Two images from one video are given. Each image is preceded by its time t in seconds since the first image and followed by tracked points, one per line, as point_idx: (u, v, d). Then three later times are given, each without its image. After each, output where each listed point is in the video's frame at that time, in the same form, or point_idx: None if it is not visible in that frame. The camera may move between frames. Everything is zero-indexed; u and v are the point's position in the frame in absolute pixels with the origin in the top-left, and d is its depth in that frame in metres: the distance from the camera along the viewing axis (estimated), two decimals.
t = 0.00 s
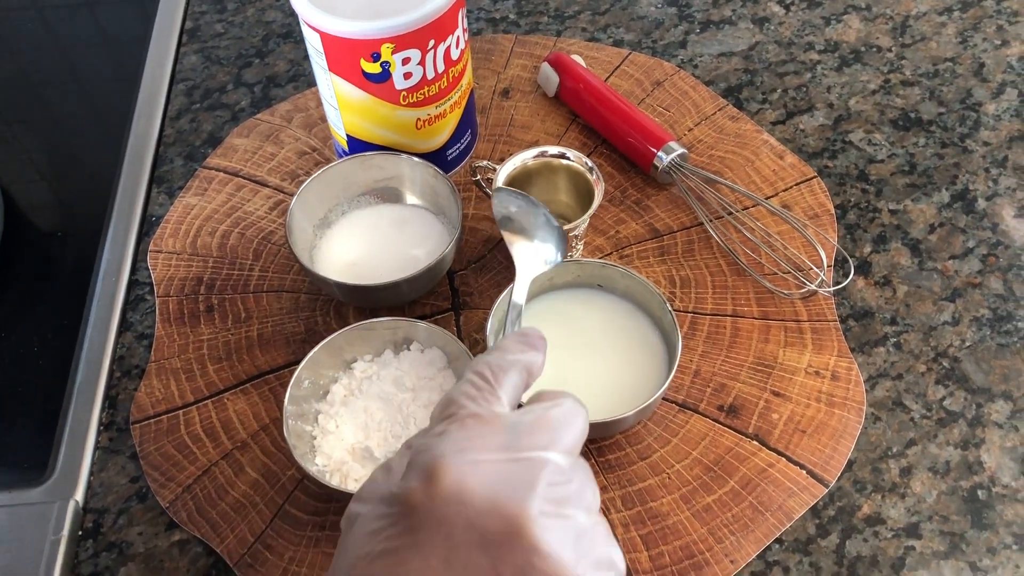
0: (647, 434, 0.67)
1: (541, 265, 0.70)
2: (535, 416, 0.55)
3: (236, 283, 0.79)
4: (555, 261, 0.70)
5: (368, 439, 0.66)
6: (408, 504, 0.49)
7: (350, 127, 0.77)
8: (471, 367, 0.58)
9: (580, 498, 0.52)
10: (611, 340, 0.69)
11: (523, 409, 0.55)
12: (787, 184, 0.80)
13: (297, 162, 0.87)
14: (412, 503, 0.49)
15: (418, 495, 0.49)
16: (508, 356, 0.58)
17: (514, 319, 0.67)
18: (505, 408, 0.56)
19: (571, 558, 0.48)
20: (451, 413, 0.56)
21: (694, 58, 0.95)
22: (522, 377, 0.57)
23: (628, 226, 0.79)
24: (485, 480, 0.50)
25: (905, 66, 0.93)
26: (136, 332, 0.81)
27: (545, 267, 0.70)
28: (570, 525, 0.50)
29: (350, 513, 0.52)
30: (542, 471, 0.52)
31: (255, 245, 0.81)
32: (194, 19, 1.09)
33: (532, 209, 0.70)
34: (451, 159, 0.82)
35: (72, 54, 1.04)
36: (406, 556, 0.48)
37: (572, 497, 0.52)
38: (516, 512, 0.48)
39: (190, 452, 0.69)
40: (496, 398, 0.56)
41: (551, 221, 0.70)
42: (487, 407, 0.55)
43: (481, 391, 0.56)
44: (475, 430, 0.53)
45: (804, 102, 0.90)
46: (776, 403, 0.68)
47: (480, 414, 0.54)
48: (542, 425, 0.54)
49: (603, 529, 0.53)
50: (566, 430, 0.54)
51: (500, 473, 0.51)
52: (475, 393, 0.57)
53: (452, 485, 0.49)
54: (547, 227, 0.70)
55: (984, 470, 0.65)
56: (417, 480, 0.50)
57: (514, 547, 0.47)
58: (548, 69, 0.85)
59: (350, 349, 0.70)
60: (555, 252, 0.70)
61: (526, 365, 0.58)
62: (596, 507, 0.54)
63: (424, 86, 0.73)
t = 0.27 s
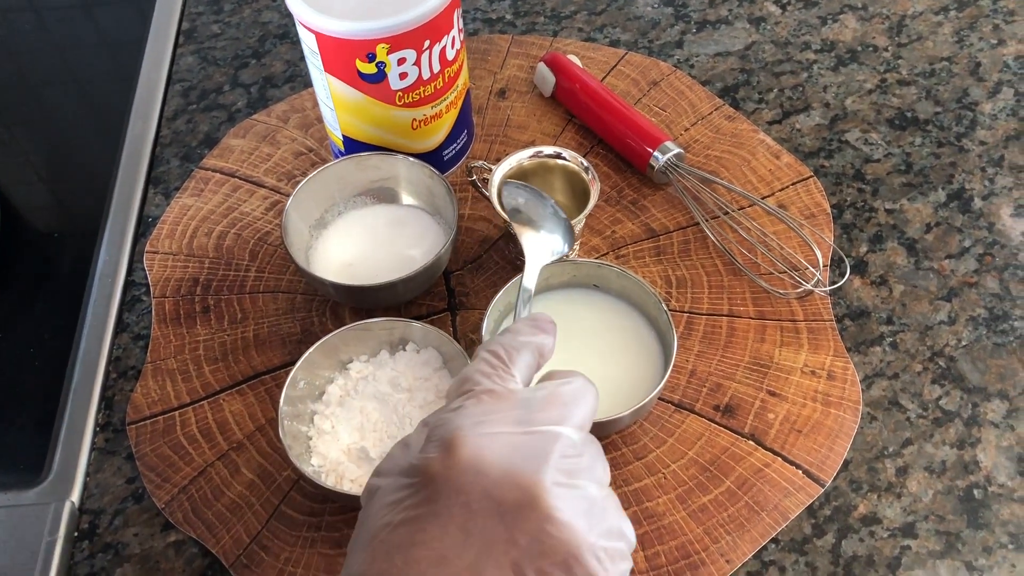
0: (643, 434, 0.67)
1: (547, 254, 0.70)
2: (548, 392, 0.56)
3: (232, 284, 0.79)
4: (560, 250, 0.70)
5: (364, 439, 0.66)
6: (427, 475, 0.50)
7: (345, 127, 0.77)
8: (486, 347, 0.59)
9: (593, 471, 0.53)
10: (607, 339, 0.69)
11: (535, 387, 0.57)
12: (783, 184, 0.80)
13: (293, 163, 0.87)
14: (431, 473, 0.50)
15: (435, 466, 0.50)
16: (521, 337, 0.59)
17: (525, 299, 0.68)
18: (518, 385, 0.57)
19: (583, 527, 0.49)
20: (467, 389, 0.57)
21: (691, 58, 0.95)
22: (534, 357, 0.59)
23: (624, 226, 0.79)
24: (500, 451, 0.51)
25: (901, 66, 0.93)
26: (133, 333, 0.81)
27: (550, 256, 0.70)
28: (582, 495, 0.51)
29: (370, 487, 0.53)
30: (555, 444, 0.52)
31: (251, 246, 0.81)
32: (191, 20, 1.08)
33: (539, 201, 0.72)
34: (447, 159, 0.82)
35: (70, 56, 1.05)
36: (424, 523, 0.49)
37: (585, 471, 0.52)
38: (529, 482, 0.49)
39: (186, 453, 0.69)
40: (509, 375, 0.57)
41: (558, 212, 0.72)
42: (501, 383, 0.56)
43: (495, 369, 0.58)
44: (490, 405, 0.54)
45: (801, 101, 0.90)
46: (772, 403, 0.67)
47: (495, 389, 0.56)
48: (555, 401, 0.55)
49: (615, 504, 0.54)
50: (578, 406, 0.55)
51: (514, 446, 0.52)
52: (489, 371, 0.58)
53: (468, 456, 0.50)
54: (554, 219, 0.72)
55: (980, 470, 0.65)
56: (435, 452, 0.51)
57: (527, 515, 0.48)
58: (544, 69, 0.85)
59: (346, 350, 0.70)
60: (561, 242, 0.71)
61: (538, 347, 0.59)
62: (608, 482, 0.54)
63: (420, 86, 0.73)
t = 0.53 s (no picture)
0: (641, 435, 0.66)
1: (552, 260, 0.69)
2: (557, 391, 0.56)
3: (230, 285, 0.79)
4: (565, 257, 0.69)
5: (362, 441, 0.66)
6: (438, 470, 0.50)
7: (343, 128, 0.77)
8: (494, 348, 0.60)
9: (601, 469, 0.53)
10: (605, 340, 0.69)
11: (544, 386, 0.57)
12: (781, 184, 0.80)
13: (291, 164, 0.87)
14: (442, 468, 0.50)
15: (446, 461, 0.50)
16: (529, 339, 0.59)
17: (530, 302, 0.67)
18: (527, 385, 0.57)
19: (591, 524, 0.49)
20: (477, 387, 0.56)
21: (689, 58, 0.95)
22: (542, 359, 0.59)
23: (622, 227, 0.79)
24: (511, 448, 0.51)
25: (899, 66, 0.93)
26: (131, 334, 0.81)
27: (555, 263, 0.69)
28: (590, 492, 0.51)
29: (381, 483, 0.53)
30: (564, 442, 0.52)
31: (249, 247, 0.81)
32: (189, 21, 1.08)
33: (544, 207, 0.70)
34: (445, 160, 0.82)
35: (70, 57, 1.06)
36: (435, 518, 0.48)
37: (593, 469, 0.52)
38: (540, 478, 0.49)
39: (184, 455, 0.69)
40: (518, 375, 0.57)
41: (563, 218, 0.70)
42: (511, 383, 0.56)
43: (504, 368, 0.58)
44: (500, 403, 0.54)
45: (799, 102, 0.90)
46: (770, 404, 0.67)
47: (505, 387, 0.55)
48: (563, 400, 0.55)
49: (621, 502, 0.54)
50: (586, 405, 0.55)
51: (525, 443, 0.51)
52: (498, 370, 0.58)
53: (479, 452, 0.50)
54: (560, 224, 0.69)
55: (978, 470, 0.65)
56: (446, 448, 0.51)
57: (537, 511, 0.48)
58: (542, 70, 0.85)
59: (344, 351, 0.70)
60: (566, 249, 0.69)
61: (546, 348, 0.59)
62: (614, 481, 0.54)
63: (417, 87, 0.73)
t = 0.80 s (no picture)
0: (638, 436, 0.66)
1: (548, 258, 0.70)
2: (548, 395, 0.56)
3: (226, 286, 0.79)
4: (561, 255, 0.70)
5: (358, 442, 0.66)
6: (426, 477, 0.50)
7: (340, 129, 0.77)
8: (487, 350, 0.60)
9: (592, 475, 0.53)
10: (602, 341, 0.69)
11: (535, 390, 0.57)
12: (779, 185, 0.79)
13: (288, 165, 0.87)
14: (430, 476, 0.50)
15: (434, 469, 0.50)
16: (521, 342, 0.59)
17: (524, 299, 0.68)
18: (518, 387, 0.57)
19: (582, 531, 0.49)
20: (467, 393, 0.57)
21: (687, 59, 0.95)
22: (534, 361, 0.59)
23: (619, 228, 0.78)
24: (500, 456, 0.51)
25: (897, 66, 0.92)
26: (128, 335, 0.81)
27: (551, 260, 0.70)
28: (580, 499, 0.51)
29: (370, 489, 0.53)
30: (554, 448, 0.52)
31: (246, 248, 0.81)
32: (187, 22, 1.08)
33: (538, 204, 0.72)
34: (443, 161, 0.82)
35: (69, 58, 1.06)
36: (423, 525, 0.48)
37: (583, 474, 0.52)
38: (529, 485, 0.49)
39: (180, 456, 0.69)
40: (509, 378, 0.57)
41: (558, 215, 0.71)
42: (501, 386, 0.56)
43: (495, 371, 0.58)
44: (490, 408, 0.54)
45: (797, 102, 0.90)
46: (768, 405, 0.67)
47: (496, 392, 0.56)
48: (554, 404, 0.55)
49: (612, 508, 0.53)
50: (577, 410, 0.55)
51: (513, 449, 0.52)
52: (490, 373, 0.58)
53: (468, 459, 0.50)
54: (555, 222, 0.71)
55: (976, 471, 0.65)
56: (434, 455, 0.51)
57: (526, 518, 0.48)
58: (539, 70, 0.85)
59: (341, 352, 0.70)
60: (561, 247, 0.70)
61: (538, 351, 0.59)
62: (605, 486, 0.54)
63: (415, 88, 0.73)
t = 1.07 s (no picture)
0: (635, 437, 0.66)
1: (530, 250, 0.71)
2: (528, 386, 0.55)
3: (223, 286, 0.79)
4: (543, 248, 0.70)
5: (354, 443, 0.66)
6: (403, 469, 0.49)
7: (337, 128, 0.76)
8: (466, 342, 0.59)
9: (573, 466, 0.52)
10: (599, 341, 0.69)
11: (515, 381, 0.56)
12: (778, 184, 0.79)
13: (285, 163, 0.87)
14: (407, 468, 0.49)
15: (412, 461, 0.49)
16: (502, 333, 0.59)
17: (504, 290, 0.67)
18: (497, 379, 0.56)
19: (562, 522, 0.49)
20: (447, 384, 0.56)
21: (686, 57, 0.95)
22: (514, 353, 0.58)
23: (618, 227, 0.78)
24: (479, 446, 0.50)
25: (897, 65, 0.92)
26: (124, 335, 0.80)
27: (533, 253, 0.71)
28: (561, 490, 0.50)
29: (347, 482, 0.52)
30: (535, 438, 0.52)
31: (242, 247, 0.81)
32: (184, 20, 1.08)
33: (523, 197, 0.72)
34: (440, 160, 0.82)
35: (68, 57, 1.06)
36: (401, 519, 0.48)
37: (563, 465, 0.52)
38: (508, 476, 0.49)
39: (176, 457, 0.69)
40: (488, 370, 0.57)
41: (542, 208, 0.72)
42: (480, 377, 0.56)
43: (474, 363, 0.57)
44: (469, 399, 0.54)
45: (796, 101, 0.90)
46: (766, 406, 0.67)
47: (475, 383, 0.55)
48: (534, 395, 0.55)
49: (594, 498, 0.53)
50: (557, 402, 0.55)
51: (492, 440, 0.51)
52: (469, 365, 0.57)
53: (445, 451, 0.49)
54: (538, 216, 0.72)
55: (975, 473, 0.65)
56: (411, 447, 0.50)
57: (505, 509, 0.48)
58: (537, 68, 0.85)
59: (337, 353, 0.69)
60: (544, 240, 0.71)
61: (519, 342, 0.59)
62: (587, 477, 0.54)
63: (411, 87, 0.73)
